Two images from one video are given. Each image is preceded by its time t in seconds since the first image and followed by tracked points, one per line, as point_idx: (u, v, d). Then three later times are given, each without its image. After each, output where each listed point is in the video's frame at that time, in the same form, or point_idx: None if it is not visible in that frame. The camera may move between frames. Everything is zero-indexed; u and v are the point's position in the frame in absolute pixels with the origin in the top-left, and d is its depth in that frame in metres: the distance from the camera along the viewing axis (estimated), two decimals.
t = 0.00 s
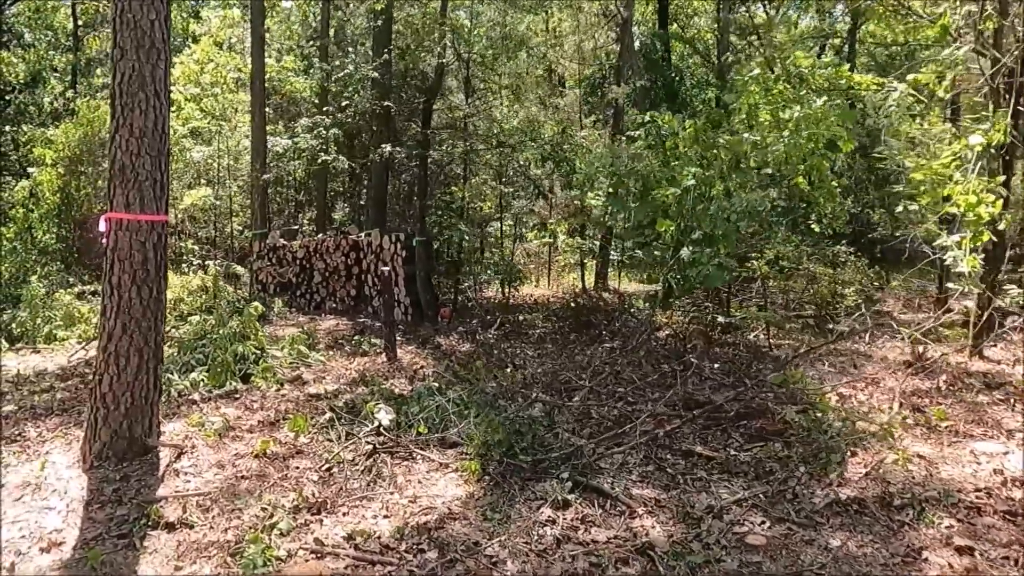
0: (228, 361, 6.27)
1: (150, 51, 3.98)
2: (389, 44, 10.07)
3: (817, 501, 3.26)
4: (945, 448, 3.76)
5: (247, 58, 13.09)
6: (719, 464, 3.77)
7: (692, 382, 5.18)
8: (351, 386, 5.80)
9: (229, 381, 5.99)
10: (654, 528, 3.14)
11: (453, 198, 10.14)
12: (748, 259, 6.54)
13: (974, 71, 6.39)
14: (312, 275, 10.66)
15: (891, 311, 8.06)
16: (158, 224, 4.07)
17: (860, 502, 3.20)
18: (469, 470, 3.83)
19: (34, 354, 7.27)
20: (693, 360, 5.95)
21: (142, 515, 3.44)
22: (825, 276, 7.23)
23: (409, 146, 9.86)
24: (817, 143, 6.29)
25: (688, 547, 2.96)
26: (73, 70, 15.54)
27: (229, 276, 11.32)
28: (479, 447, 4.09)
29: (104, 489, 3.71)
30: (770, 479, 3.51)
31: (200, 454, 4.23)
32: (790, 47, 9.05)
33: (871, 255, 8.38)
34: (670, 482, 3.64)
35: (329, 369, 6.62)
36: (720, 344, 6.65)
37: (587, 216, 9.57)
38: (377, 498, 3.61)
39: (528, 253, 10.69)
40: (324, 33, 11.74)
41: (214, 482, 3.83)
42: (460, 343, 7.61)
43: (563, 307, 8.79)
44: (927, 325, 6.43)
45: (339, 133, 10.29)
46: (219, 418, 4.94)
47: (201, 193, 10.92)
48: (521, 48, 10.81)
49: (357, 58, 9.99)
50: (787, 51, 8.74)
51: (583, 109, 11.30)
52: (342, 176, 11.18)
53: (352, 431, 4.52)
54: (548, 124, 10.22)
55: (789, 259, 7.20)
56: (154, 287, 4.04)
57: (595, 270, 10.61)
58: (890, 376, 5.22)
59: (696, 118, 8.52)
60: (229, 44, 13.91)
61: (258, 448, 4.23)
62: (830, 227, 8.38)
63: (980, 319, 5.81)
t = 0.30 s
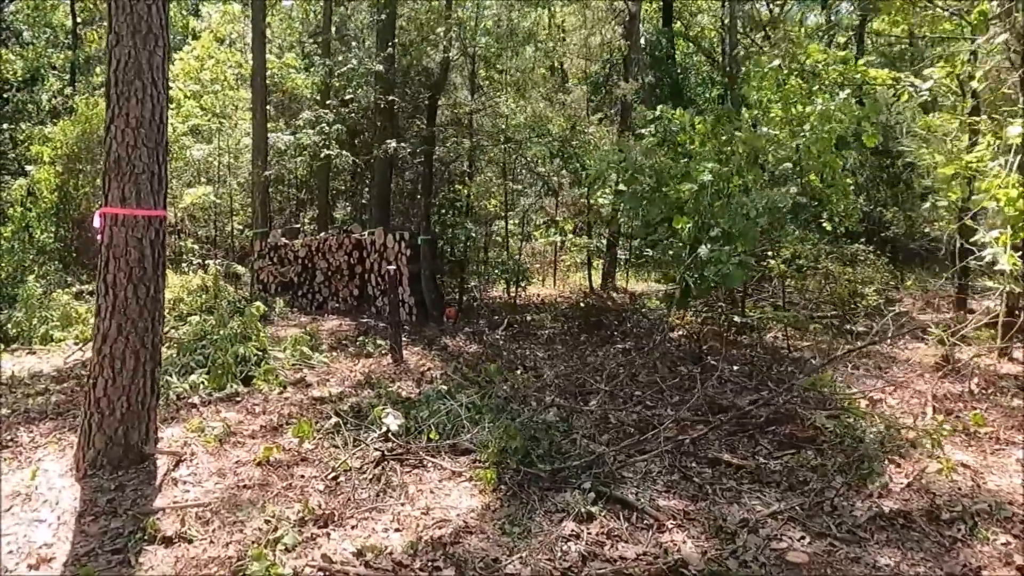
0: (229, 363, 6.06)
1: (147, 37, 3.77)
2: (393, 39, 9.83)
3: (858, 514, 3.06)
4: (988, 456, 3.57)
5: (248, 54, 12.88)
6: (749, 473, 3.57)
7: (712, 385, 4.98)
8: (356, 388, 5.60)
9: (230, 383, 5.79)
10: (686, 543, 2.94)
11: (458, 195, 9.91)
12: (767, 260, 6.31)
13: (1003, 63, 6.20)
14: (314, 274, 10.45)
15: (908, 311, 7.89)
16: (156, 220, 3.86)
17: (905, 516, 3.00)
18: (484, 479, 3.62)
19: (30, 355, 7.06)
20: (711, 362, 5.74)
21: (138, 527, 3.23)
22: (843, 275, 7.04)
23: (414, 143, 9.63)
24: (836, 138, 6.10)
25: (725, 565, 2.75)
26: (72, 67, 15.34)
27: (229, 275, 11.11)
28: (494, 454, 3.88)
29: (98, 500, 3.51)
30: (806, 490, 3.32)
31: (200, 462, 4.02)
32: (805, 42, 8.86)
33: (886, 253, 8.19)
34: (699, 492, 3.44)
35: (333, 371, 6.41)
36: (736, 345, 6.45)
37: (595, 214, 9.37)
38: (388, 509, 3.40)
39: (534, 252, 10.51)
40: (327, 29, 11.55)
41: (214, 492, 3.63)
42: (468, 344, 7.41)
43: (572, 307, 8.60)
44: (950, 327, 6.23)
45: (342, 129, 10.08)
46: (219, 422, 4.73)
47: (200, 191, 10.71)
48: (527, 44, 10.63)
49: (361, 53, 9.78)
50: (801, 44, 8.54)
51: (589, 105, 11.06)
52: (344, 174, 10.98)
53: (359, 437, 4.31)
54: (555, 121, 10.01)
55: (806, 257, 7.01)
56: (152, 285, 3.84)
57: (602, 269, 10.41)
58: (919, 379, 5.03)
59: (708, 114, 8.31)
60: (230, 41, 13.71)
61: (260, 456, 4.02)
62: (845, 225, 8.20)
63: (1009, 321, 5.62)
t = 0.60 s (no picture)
0: (223, 372, 5.88)
1: (135, 33, 3.58)
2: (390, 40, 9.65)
3: (887, 541, 2.88)
4: (1020, 475, 3.40)
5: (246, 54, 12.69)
6: (767, 493, 3.39)
7: (723, 396, 4.80)
8: (355, 398, 5.41)
9: (224, 392, 5.60)
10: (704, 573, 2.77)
11: (459, 197, 9.74)
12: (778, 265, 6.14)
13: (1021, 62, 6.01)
14: (312, 278, 10.26)
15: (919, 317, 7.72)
16: (144, 225, 3.68)
17: (937, 544, 2.83)
18: (488, 499, 3.44)
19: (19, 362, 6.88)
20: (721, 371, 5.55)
21: (121, 553, 3.05)
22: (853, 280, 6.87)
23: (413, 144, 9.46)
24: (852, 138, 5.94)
25: None
26: (68, 67, 15.15)
27: (225, 278, 10.93)
28: (499, 471, 3.69)
29: (81, 521, 3.33)
30: (828, 513, 3.14)
31: (190, 479, 3.83)
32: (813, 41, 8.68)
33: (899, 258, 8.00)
34: (716, 513, 3.26)
35: (331, 379, 6.22)
36: (746, 353, 6.27)
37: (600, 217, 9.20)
38: (386, 532, 3.22)
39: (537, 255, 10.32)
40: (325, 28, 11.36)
41: (204, 512, 3.45)
42: (469, 350, 7.23)
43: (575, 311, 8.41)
44: (966, 334, 6.06)
45: (339, 130, 9.91)
46: (211, 435, 4.55)
47: (195, 193, 10.53)
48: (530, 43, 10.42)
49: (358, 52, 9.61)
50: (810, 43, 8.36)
51: (592, 106, 10.88)
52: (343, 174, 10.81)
53: (356, 451, 4.13)
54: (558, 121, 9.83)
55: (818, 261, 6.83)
56: (138, 294, 3.65)
57: (605, 273, 10.23)
58: (939, 390, 4.84)
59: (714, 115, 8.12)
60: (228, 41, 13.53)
61: (252, 473, 3.83)
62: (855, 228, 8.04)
63: None
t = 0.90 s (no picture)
0: (221, 375, 5.75)
1: (130, 28, 3.46)
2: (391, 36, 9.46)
3: (912, 558, 2.78)
4: None
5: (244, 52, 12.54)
6: (784, 506, 3.29)
7: (733, 402, 4.70)
8: (356, 403, 5.30)
9: (222, 396, 5.48)
10: None
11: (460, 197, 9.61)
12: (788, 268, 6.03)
13: None
14: (311, 278, 10.14)
15: (927, 320, 7.62)
16: (140, 227, 3.56)
17: (964, 563, 2.73)
18: (495, 511, 3.33)
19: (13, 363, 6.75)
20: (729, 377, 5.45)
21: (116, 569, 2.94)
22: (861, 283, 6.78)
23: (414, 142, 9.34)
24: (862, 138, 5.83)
25: None
26: (64, 65, 15.01)
27: (222, 277, 10.80)
28: (506, 482, 3.58)
29: (74, 534, 3.21)
30: (849, 527, 3.04)
31: (187, 489, 3.72)
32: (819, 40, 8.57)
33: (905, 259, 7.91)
34: (731, 527, 3.16)
35: (330, 382, 6.11)
36: (753, 357, 6.17)
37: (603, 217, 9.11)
38: (391, 547, 3.11)
39: (538, 256, 10.22)
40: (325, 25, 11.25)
41: (201, 525, 3.33)
42: (471, 353, 7.12)
43: (578, 313, 8.31)
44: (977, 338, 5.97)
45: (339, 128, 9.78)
46: (209, 442, 4.42)
47: (192, 191, 10.37)
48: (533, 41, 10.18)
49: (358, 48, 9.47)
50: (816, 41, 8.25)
51: (593, 105, 10.75)
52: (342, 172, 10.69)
53: (358, 460, 4.01)
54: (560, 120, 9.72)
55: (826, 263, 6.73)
56: (134, 298, 3.53)
57: (606, 273, 10.11)
58: (953, 396, 4.74)
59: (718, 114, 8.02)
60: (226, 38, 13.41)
61: (252, 483, 3.71)
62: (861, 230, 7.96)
63: None
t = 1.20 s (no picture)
0: (222, 373, 5.61)
1: (132, 12, 3.32)
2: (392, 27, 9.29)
3: (949, 567, 2.67)
4: None
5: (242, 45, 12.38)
6: (811, 510, 3.18)
7: (749, 402, 4.58)
8: (361, 402, 5.17)
9: (223, 394, 5.35)
10: None
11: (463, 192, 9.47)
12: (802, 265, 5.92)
13: None
14: (311, 274, 9.99)
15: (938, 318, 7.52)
16: (141, 219, 3.43)
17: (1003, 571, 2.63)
18: (511, 515, 3.21)
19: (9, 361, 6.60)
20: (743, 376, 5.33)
21: None
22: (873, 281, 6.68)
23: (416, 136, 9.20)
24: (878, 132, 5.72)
25: None
26: (60, 59, 14.83)
27: (221, 274, 10.66)
28: (520, 485, 3.45)
29: (73, 539, 3.09)
30: (880, 534, 2.93)
31: (190, 491, 3.59)
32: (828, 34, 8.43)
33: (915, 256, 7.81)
34: (757, 532, 3.05)
35: (334, 380, 5.98)
36: (765, 355, 6.06)
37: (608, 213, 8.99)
38: (404, 553, 2.98)
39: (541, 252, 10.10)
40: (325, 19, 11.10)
41: (206, 529, 3.21)
42: (476, 350, 6.99)
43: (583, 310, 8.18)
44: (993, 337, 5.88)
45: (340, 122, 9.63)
46: (211, 442, 4.29)
47: (188, 186, 10.16)
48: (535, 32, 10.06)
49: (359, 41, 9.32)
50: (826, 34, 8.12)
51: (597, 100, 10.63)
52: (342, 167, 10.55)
53: (366, 461, 3.88)
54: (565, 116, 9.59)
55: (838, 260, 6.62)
56: (135, 293, 3.40)
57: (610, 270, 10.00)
58: (973, 396, 4.64)
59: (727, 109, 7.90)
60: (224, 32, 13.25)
61: (257, 485, 3.59)
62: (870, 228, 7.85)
63: None
